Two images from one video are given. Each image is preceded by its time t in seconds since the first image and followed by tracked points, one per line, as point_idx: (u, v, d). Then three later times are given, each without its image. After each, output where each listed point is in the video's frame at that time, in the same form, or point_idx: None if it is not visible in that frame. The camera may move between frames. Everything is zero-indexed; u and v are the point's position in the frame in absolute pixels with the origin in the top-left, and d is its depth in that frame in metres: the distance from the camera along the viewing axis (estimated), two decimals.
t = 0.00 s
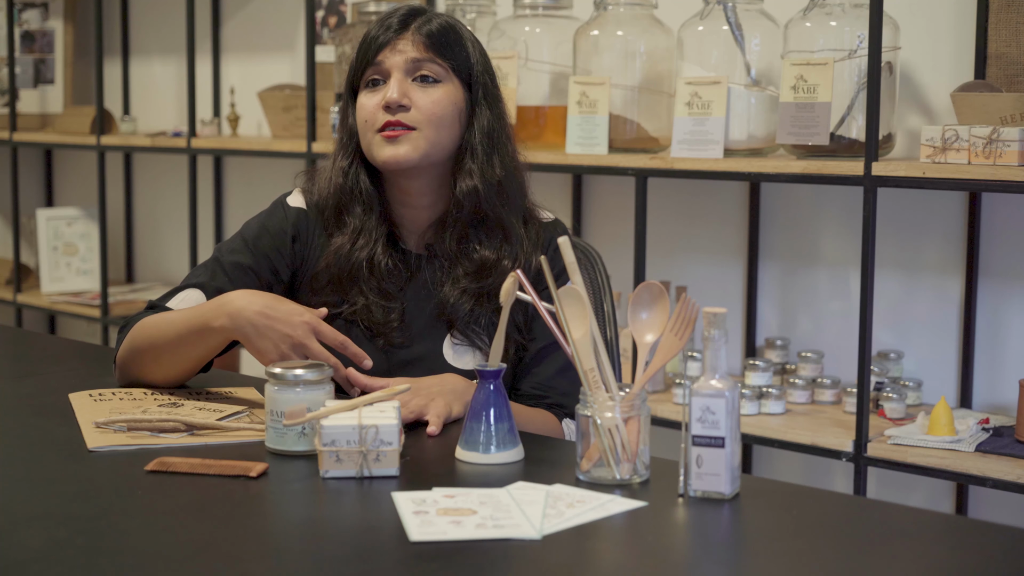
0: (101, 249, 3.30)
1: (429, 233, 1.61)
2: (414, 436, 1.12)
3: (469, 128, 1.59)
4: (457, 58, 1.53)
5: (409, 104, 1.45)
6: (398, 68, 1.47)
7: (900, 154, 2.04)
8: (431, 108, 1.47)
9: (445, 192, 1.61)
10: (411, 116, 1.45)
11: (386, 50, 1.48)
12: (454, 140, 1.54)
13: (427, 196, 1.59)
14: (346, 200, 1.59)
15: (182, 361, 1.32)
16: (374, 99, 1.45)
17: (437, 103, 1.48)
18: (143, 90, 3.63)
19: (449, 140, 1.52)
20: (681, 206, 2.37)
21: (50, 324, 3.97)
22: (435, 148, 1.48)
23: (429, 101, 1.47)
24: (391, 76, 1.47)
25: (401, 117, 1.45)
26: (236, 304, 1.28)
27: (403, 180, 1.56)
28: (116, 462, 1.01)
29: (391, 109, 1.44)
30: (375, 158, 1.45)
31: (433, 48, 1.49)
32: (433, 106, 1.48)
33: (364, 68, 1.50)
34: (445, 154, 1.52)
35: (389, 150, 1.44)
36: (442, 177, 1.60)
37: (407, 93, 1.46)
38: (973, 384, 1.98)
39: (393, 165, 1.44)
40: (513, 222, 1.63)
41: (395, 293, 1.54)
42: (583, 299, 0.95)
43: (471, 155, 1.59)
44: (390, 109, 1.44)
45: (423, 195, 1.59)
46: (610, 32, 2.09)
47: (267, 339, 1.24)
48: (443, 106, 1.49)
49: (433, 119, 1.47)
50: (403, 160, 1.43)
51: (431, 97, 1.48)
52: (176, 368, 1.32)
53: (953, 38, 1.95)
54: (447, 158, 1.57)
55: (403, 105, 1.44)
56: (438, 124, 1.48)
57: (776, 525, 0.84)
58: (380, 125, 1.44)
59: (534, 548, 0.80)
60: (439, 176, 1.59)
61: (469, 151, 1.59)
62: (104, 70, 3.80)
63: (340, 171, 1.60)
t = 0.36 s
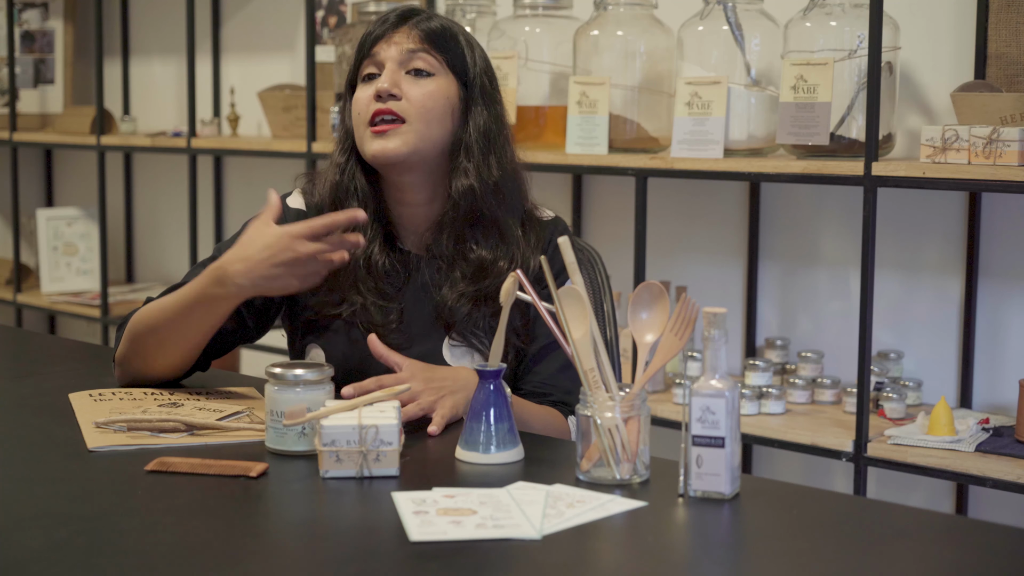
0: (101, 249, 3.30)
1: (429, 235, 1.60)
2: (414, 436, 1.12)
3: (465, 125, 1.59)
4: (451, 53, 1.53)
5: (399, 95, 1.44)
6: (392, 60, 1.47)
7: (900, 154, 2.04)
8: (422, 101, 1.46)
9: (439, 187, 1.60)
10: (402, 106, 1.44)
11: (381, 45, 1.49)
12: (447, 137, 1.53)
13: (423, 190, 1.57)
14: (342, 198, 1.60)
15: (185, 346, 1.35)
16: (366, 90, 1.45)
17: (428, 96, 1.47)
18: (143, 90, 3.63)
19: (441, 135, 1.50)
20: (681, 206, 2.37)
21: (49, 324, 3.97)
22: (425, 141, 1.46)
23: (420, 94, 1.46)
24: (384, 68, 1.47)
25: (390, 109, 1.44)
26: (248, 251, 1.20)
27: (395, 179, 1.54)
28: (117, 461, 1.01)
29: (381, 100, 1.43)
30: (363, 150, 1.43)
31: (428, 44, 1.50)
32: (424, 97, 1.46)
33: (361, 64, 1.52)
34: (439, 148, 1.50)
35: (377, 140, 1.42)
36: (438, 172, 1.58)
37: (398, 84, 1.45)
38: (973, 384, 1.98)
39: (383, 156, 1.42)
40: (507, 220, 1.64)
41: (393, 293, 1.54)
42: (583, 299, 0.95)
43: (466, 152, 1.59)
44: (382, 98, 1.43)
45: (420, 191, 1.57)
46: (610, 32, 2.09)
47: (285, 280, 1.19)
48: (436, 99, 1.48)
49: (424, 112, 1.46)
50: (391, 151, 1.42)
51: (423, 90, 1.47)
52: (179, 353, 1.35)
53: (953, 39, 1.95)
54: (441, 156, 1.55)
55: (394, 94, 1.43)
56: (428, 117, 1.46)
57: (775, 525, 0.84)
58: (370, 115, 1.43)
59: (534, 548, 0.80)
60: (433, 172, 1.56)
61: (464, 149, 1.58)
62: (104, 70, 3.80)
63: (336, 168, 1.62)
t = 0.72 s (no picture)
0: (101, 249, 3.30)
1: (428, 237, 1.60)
2: (412, 435, 1.12)
3: (487, 148, 1.60)
4: (482, 76, 1.54)
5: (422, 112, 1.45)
6: (421, 72, 1.48)
7: (900, 154, 2.04)
8: (443, 121, 1.47)
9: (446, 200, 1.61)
10: (423, 123, 1.45)
11: (413, 52, 1.48)
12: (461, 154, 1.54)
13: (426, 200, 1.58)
14: (353, 192, 1.59)
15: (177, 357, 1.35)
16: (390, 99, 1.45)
17: (449, 117, 1.48)
18: (143, 90, 3.63)
19: (455, 154, 1.51)
20: (682, 207, 2.37)
21: (49, 324, 3.97)
22: (437, 160, 1.47)
23: (441, 113, 1.48)
24: (413, 78, 1.48)
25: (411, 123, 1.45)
26: (234, 256, 1.10)
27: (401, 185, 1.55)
28: (117, 462, 1.01)
29: (403, 113, 1.44)
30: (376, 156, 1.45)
31: (460, 62, 1.50)
32: (445, 118, 1.48)
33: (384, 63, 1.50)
34: (449, 166, 1.52)
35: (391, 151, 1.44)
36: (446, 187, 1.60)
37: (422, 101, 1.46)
38: (973, 384, 1.98)
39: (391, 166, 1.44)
40: (519, 252, 1.63)
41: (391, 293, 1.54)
42: (583, 299, 0.95)
43: (486, 175, 1.61)
44: (403, 112, 1.44)
45: (424, 199, 1.58)
46: (610, 32, 2.09)
47: (280, 299, 1.10)
48: (455, 121, 1.49)
49: (442, 132, 1.47)
50: (403, 165, 1.43)
51: (445, 110, 1.48)
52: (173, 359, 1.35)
53: (953, 39, 1.95)
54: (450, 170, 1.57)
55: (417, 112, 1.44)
56: (446, 137, 1.48)
57: (775, 525, 0.84)
58: (389, 126, 1.44)
59: (534, 548, 0.80)
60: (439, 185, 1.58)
61: (485, 171, 1.60)
62: (104, 70, 3.80)
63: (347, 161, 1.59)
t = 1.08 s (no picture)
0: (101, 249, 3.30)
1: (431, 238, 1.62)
2: (413, 436, 1.12)
3: (490, 144, 1.61)
4: (485, 74, 1.54)
5: (429, 112, 1.45)
6: (426, 73, 1.48)
7: (900, 154, 2.04)
8: (450, 120, 1.47)
9: (450, 197, 1.62)
10: (430, 125, 1.45)
11: (416, 53, 1.48)
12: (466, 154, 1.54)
13: (430, 200, 1.59)
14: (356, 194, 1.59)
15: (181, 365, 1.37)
16: (396, 100, 1.45)
17: (457, 116, 1.48)
18: (143, 91, 3.63)
19: (462, 153, 1.51)
20: (682, 207, 2.37)
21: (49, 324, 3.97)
22: (444, 160, 1.47)
23: (449, 113, 1.47)
24: (417, 80, 1.48)
25: (417, 124, 1.45)
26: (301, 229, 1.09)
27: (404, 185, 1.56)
28: (117, 462, 1.01)
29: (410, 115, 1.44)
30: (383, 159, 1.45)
31: (464, 61, 1.50)
32: (453, 118, 1.47)
33: (388, 63, 1.50)
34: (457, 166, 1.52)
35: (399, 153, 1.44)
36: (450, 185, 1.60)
37: (429, 101, 1.46)
38: (973, 384, 1.98)
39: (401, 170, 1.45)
40: (527, 240, 1.64)
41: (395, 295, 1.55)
42: (583, 299, 0.95)
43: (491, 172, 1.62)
44: (410, 113, 1.45)
45: (428, 198, 1.58)
46: (610, 32, 2.09)
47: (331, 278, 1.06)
48: (462, 120, 1.49)
49: (450, 132, 1.47)
50: (410, 168, 1.44)
51: (452, 110, 1.48)
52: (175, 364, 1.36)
53: (953, 39, 1.95)
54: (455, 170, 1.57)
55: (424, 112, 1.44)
56: (453, 137, 1.47)
57: (775, 524, 0.84)
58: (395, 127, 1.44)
59: (534, 548, 0.80)
60: (445, 184, 1.58)
61: (491, 167, 1.61)
62: (104, 70, 3.80)
63: (350, 163, 1.59)
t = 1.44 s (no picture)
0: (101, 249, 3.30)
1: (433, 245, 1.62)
2: (413, 436, 1.12)
3: (493, 148, 1.61)
4: (486, 77, 1.54)
5: (430, 112, 1.45)
6: (426, 73, 1.48)
7: (900, 154, 2.04)
8: (451, 120, 1.47)
9: (450, 202, 1.61)
10: (431, 124, 1.45)
11: (416, 53, 1.48)
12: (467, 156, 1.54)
13: (430, 204, 1.58)
14: (358, 201, 1.58)
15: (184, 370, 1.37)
16: (397, 99, 1.45)
17: (459, 116, 1.48)
18: (143, 90, 3.63)
19: (462, 154, 1.51)
20: (682, 207, 2.37)
21: (49, 324, 3.97)
22: (445, 161, 1.47)
23: (450, 112, 1.47)
24: (418, 80, 1.48)
25: (418, 124, 1.45)
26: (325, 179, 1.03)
27: (406, 187, 1.55)
28: (116, 462, 1.01)
29: (411, 114, 1.44)
30: (384, 158, 1.45)
31: (464, 62, 1.50)
32: (454, 118, 1.47)
33: (389, 65, 1.50)
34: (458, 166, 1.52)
35: (399, 153, 1.44)
36: (451, 189, 1.60)
37: (430, 101, 1.46)
38: (973, 384, 1.98)
39: (401, 169, 1.44)
40: (529, 246, 1.64)
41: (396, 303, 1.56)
42: (582, 298, 0.95)
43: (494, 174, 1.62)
44: (411, 112, 1.44)
45: (429, 203, 1.58)
46: (610, 32, 2.09)
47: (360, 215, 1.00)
48: (464, 120, 1.49)
49: (451, 132, 1.47)
50: (411, 167, 1.44)
51: (453, 109, 1.48)
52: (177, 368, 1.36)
53: (953, 39, 1.95)
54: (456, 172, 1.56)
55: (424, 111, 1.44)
56: (454, 137, 1.47)
57: (775, 524, 0.84)
58: (397, 127, 1.45)
59: (534, 548, 0.80)
60: (446, 186, 1.58)
61: (494, 170, 1.61)
62: (104, 70, 3.80)
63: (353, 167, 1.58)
